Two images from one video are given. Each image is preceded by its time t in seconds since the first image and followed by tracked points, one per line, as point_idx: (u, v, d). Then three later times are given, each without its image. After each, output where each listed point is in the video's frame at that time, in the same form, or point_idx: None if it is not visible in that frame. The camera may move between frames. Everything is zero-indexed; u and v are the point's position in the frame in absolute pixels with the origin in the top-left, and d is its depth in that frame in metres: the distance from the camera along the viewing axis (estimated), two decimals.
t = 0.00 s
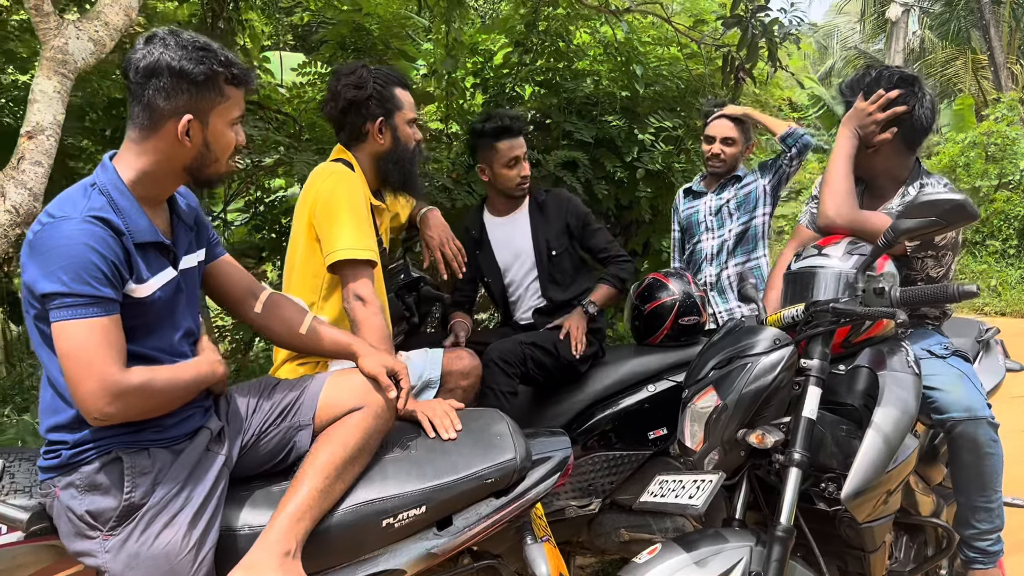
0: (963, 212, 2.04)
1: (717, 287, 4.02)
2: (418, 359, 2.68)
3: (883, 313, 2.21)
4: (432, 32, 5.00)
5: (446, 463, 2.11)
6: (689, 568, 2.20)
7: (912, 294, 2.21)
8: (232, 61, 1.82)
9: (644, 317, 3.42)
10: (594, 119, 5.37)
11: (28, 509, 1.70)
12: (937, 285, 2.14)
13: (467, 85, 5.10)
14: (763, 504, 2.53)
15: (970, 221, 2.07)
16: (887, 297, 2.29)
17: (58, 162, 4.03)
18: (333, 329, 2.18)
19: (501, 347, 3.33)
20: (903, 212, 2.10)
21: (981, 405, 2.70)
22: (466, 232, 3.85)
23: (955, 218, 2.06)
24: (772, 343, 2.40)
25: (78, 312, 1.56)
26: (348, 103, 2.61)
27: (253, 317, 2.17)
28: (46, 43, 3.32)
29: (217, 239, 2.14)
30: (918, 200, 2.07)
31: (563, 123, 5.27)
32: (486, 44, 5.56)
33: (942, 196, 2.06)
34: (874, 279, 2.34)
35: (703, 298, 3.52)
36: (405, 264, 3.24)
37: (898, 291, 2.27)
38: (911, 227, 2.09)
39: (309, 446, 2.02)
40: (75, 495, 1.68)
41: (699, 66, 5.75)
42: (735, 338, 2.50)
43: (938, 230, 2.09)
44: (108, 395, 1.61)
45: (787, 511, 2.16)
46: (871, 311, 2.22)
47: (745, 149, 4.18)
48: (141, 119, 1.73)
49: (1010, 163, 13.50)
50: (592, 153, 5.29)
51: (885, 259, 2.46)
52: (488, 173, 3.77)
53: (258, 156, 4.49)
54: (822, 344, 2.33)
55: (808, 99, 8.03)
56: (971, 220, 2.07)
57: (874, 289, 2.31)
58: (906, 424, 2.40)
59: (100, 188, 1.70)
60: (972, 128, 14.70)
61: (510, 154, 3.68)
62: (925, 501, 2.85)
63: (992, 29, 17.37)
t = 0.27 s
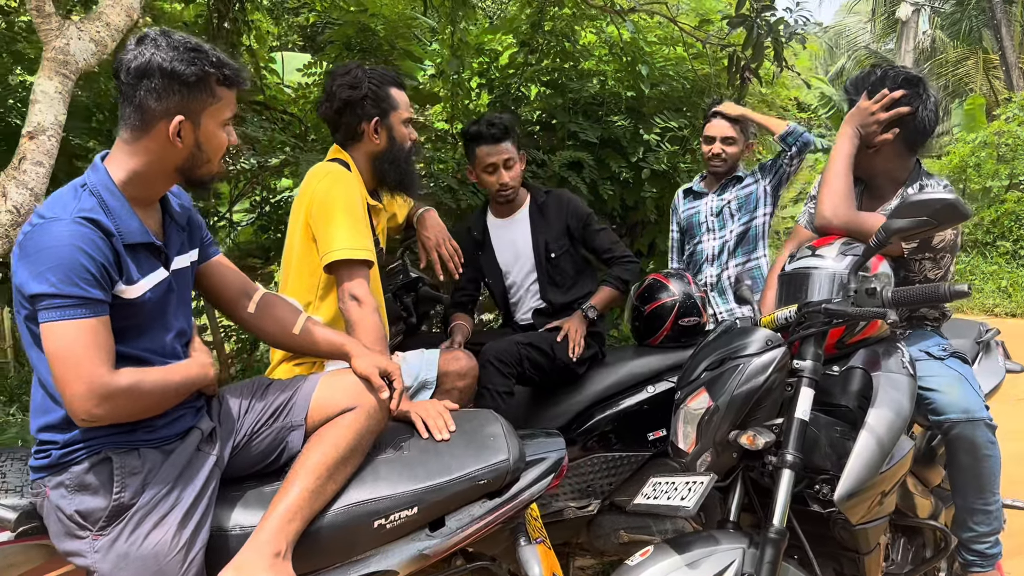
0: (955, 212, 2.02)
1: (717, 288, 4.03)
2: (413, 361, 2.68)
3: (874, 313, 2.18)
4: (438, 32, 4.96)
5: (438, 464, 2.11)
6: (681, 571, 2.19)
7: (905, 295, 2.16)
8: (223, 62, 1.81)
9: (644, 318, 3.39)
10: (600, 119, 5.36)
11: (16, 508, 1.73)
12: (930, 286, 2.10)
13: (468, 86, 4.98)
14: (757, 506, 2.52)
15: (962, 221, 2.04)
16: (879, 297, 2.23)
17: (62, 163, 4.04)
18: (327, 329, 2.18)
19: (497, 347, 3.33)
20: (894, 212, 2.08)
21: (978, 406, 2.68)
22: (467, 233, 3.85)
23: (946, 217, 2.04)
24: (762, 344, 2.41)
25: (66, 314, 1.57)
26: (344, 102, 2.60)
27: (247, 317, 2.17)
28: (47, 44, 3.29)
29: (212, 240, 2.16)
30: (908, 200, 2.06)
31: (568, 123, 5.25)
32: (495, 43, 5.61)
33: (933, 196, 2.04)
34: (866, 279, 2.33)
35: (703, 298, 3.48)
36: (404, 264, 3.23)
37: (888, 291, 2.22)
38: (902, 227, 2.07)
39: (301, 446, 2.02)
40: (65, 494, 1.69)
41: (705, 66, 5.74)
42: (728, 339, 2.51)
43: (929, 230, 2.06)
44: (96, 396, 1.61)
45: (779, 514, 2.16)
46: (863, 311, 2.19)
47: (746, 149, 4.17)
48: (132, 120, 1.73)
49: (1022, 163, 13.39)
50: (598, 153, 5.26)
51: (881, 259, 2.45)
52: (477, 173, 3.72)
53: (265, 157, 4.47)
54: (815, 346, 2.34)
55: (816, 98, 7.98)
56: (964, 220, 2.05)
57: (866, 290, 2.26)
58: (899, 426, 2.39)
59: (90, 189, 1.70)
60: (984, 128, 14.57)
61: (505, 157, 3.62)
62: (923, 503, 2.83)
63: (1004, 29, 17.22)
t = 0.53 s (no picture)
0: (943, 211, 2.04)
1: (716, 288, 4.03)
2: (406, 363, 2.67)
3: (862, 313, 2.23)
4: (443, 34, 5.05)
5: (430, 465, 2.10)
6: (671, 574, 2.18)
7: (895, 294, 2.15)
8: (211, 63, 1.81)
9: (642, 319, 3.35)
10: (604, 119, 5.33)
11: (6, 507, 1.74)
12: (920, 285, 2.09)
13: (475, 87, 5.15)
14: (751, 508, 2.50)
15: (951, 219, 2.06)
16: (869, 298, 2.24)
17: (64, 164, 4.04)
18: (318, 330, 2.18)
19: (496, 348, 3.29)
20: (884, 211, 2.11)
21: (974, 407, 2.68)
22: (466, 234, 3.85)
23: (935, 216, 2.06)
24: (753, 346, 2.39)
25: (51, 316, 1.57)
26: (337, 103, 2.61)
27: (239, 318, 2.17)
28: (48, 46, 3.26)
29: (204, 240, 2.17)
30: (898, 199, 2.08)
31: (573, 124, 5.22)
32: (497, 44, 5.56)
33: (923, 195, 2.06)
34: (857, 279, 2.33)
35: (702, 298, 3.45)
36: (403, 265, 3.22)
37: (879, 291, 2.22)
38: (892, 226, 2.10)
39: (291, 447, 2.02)
40: (54, 495, 1.69)
41: (709, 66, 5.72)
42: (719, 341, 2.50)
43: (917, 229, 2.09)
44: (82, 398, 1.61)
45: (772, 515, 2.16)
46: (852, 311, 2.24)
47: (739, 150, 4.22)
48: (120, 121, 1.73)
49: None
50: (601, 154, 5.25)
51: (876, 258, 2.43)
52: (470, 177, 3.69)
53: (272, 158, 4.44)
54: (807, 346, 2.34)
55: (823, 98, 7.93)
56: (952, 218, 2.07)
57: (856, 289, 2.28)
58: (891, 427, 2.40)
59: (79, 190, 1.71)
60: (993, 128, 14.47)
61: (497, 167, 3.58)
62: (918, 504, 2.81)
63: (1014, 28, 17.11)
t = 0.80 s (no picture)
0: (938, 211, 2.06)
1: (715, 290, 4.03)
2: (405, 366, 2.68)
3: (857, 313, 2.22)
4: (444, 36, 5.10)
5: (424, 467, 2.10)
6: None
7: (888, 295, 2.15)
8: (204, 65, 1.82)
9: (642, 320, 3.35)
10: (608, 121, 5.31)
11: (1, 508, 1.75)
12: (914, 285, 2.09)
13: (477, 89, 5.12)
14: (747, 510, 2.49)
15: (947, 220, 2.08)
16: (864, 298, 2.21)
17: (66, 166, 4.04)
18: (313, 332, 2.18)
19: (495, 349, 3.30)
20: (878, 212, 2.12)
21: (972, 408, 2.67)
22: (466, 236, 3.84)
23: (931, 217, 2.08)
24: (749, 347, 2.42)
25: (42, 319, 1.58)
26: (333, 104, 2.61)
27: (233, 319, 2.17)
28: (48, 48, 3.24)
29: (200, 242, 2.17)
30: (893, 200, 2.10)
31: (576, 125, 5.21)
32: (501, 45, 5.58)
33: (917, 195, 2.08)
34: (852, 280, 2.35)
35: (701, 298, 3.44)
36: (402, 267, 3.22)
37: (874, 291, 2.20)
38: (886, 227, 2.11)
39: (285, 449, 2.02)
40: (46, 496, 1.70)
41: (713, 66, 5.70)
42: (714, 342, 2.52)
43: (913, 230, 2.11)
44: (73, 400, 1.62)
45: (767, 517, 2.16)
46: (847, 312, 2.23)
47: (738, 151, 4.23)
48: (113, 124, 1.74)
49: None
50: (605, 155, 5.25)
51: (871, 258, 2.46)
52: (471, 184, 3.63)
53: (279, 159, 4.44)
54: (802, 347, 2.35)
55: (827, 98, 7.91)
56: (948, 220, 2.08)
57: (851, 290, 2.24)
58: (888, 429, 2.41)
59: (71, 193, 1.71)
60: (1001, 129, 14.41)
61: (495, 173, 3.54)
62: (918, 506, 2.80)
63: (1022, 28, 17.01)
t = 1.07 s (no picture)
0: (940, 213, 2.04)
1: (719, 291, 4.01)
2: (406, 370, 2.69)
3: (858, 316, 2.19)
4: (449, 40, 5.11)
5: (423, 470, 2.09)
6: None
7: (892, 297, 2.15)
8: (201, 68, 1.82)
9: (645, 322, 3.34)
10: (614, 122, 5.34)
11: None
12: (916, 288, 2.08)
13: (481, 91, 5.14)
14: (748, 514, 2.49)
15: (949, 222, 2.06)
16: (865, 301, 2.20)
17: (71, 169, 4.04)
18: (312, 335, 2.18)
19: (496, 352, 3.28)
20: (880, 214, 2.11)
21: (974, 411, 2.64)
22: (468, 238, 3.84)
23: (932, 219, 2.06)
24: (750, 349, 2.38)
25: (40, 320, 1.58)
26: (334, 107, 2.61)
27: (232, 322, 2.17)
28: (52, 52, 3.24)
29: (199, 245, 2.18)
30: (895, 202, 2.09)
31: (581, 126, 5.21)
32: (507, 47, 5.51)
33: (919, 197, 2.07)
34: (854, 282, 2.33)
35: (705, 301, 3.43)
36: (403, 269, 3.21)
37: (876, 295, 2.19)
38: (888, 229, 2.11)
39: (283, 452, 2.02)
40: (44, 499, 1.70)
41: (718, 68, 5.68)
42: (715, 345, 2.49)
43: (914, 232, 2.10)
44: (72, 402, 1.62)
45: (767, 521, 2.16)
46: (848, 315, 2.20)
47: (742, 152, 4.22)
48: (110, 126, 1.74)
49: None
50: (610, 157, 5.25)
51: (873, 260, 2.45)
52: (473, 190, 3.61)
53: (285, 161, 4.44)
54: (803, 351, 2.36)
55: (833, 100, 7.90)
56: (950, 221, 2.07)
57: (853, 292, 2.24)
58: (890, 433, 2.39)
59: (68, 195, 1.72)
60: (1010, 130, 14.33)
61: (495, 181, 3.53)
62: (920, 509, 2.80)
63: None
